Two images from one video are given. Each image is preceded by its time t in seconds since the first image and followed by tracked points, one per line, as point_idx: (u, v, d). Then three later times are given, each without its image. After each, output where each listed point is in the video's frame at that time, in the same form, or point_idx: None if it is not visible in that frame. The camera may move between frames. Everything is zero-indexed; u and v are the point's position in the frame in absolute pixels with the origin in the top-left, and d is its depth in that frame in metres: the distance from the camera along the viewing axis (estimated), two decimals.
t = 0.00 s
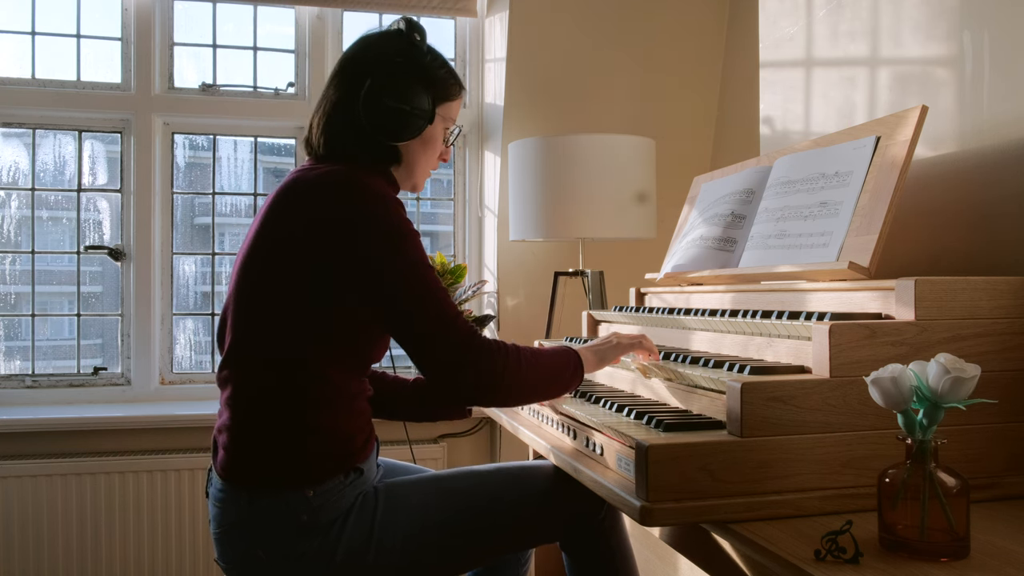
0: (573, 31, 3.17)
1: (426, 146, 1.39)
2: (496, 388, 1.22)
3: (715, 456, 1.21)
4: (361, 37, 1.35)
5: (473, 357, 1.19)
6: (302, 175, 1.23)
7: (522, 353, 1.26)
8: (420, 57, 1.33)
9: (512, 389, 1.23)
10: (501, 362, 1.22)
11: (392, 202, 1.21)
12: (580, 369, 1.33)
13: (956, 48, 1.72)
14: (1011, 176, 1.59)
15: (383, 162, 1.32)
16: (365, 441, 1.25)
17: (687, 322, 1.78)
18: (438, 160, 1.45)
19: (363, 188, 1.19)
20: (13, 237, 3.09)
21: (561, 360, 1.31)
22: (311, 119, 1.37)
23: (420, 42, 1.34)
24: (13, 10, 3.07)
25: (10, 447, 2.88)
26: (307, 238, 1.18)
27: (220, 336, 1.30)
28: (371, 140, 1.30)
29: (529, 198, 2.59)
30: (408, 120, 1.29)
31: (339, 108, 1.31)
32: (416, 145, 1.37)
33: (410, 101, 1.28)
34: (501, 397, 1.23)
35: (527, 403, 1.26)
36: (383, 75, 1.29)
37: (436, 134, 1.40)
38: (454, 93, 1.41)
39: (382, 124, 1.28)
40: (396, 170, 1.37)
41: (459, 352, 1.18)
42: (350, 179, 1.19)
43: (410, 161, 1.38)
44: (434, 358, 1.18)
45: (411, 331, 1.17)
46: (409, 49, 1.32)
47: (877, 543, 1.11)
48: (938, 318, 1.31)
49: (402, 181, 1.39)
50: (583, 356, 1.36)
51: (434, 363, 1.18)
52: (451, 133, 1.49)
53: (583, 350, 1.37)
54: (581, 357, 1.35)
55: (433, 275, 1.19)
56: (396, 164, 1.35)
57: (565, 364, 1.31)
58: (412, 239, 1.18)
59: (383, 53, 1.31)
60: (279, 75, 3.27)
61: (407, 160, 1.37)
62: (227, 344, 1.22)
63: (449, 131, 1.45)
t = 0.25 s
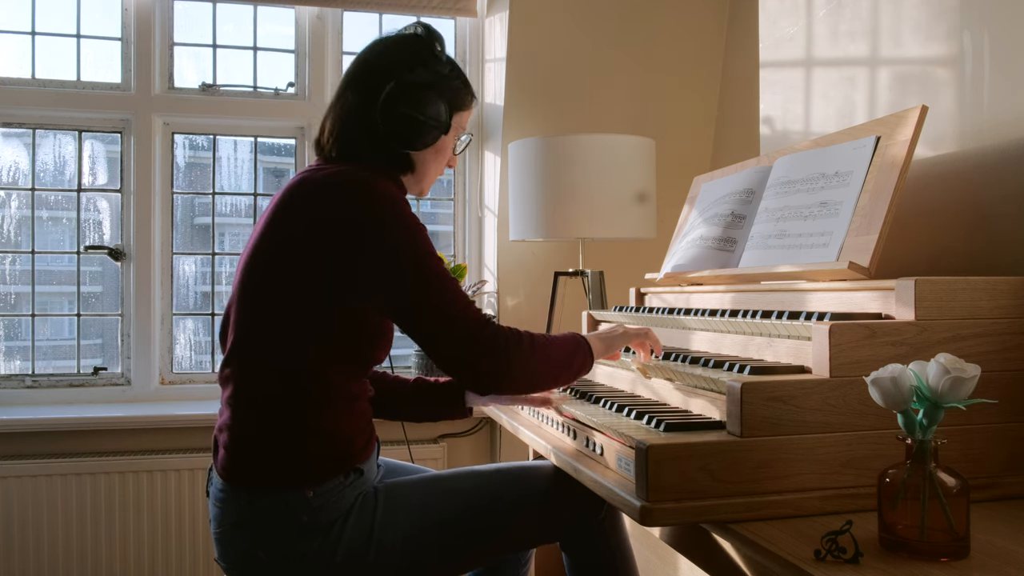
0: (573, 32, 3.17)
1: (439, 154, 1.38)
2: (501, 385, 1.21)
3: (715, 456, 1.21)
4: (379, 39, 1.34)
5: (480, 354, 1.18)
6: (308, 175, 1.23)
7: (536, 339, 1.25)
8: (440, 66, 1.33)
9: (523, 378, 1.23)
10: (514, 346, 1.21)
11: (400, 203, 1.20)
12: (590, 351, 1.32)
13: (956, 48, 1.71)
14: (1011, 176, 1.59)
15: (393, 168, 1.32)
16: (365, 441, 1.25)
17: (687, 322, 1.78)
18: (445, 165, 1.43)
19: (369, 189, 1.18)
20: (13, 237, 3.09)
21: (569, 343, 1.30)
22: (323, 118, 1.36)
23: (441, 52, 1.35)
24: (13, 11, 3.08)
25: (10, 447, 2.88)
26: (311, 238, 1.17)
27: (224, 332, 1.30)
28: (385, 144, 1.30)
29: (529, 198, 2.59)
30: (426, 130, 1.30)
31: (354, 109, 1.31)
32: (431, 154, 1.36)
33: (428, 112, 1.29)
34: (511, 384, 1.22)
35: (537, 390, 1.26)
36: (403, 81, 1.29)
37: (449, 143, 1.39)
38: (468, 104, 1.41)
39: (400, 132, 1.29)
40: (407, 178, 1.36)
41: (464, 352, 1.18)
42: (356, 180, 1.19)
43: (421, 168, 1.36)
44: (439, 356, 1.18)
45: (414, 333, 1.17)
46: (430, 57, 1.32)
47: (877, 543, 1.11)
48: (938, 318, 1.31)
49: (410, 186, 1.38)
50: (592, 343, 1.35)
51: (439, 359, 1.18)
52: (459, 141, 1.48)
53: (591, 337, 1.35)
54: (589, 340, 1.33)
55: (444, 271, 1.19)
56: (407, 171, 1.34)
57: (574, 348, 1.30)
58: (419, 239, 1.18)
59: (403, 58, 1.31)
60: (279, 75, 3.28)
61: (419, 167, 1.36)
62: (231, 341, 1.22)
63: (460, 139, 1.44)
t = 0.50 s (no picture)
0: (572, 32, 3.17)
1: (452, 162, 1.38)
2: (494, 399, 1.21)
3: (715, 456, 1.21)
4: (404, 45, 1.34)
5: (476, 368, 1.18)
6: (316, 178, 1.23)
7: (527, 354, 1.26)
8: (463, 80, 1.36)
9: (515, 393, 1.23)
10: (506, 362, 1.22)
11: (407, 209, 1.20)
12: (586, 356, 1.34)
13: (956, 48, 1.71)
14: (1011, 176, 1.59)
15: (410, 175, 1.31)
16: (367, 443, 1.25)
17: (687, 322, 1.78)
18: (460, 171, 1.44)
19: (376, 194, 1.18)
20: (13, 237, 3.09)
21: (566, 348, 1.32)
22: (341, 119, 1.34)
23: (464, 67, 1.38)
24: (13, 11, 3.08)
25: (9, 447, 2.88)
26: (317, 241, 1.18)
27: (229, 332, 1.30)
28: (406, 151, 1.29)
29: (529, 199, 2.59)
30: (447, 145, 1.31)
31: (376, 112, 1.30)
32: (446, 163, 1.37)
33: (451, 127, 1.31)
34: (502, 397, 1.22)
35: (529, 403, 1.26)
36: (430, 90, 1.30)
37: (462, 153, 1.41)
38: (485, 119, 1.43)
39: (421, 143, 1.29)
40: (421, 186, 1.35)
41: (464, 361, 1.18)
42: (363, 184, 1.19)
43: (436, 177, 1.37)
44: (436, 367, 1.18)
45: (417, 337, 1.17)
46: (451, 71, 1.34)
47: (877, 543, 1.11)
48: (938, 318, 1.31)
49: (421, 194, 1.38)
50: (586, 337, 1.37)
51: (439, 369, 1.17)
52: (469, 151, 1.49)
53: (586, 331, 1.38)
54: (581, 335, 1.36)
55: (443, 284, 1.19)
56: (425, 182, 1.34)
57: (569, 354, 1.32)
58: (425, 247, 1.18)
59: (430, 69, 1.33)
60: (279, 75, 3.28)
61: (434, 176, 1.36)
62: (235, 341, 1.22)
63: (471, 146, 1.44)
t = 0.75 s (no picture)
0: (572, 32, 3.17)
1: (461, 168, 1.39)
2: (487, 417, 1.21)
3: (715, 456, 1.21)
4: (422, 50, 1.35)
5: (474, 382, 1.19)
6: (324, 179, 1.23)
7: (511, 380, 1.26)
8: (476, 87, 1.36)
9: (506, 415, 1.23)
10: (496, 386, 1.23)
11: (414, 215, 1.20)
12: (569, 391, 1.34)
13: (956, 48, 1.71)
14: (1011, 176, 1.59)
15: (417, 179, 1.32)
16: (370, 445, 1.25)
17: (687, 322, 1.78)
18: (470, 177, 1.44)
19: (382, 198, 1.18)
20: (13, 237, 3.09)
21: (549, 377, 1.32)
22: (354, 118, 1.34)
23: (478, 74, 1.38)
24: (13, 11, 3.08)
25: (9, 447, 2.88)
26: (324, 242, 1.18)
27: (237, 329, 1.30)
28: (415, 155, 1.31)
29: (529, 199, 2.59)
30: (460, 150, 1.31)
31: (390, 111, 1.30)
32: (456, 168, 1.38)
33: (465, 133, 1.31)
34: (493, 418, 1.21)
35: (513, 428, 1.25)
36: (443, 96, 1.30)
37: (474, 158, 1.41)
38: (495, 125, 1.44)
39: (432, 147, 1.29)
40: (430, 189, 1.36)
41: (464, 373, 1.18)
42: (371, 188, 1.19)
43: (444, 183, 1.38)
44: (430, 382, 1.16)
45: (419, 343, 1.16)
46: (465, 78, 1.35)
47: (877, 543, 1.11)
48: (938, 318, 1.31)
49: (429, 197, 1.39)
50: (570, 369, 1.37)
51: (441, 382, 1.16)
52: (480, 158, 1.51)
53: (570, 363, 1.38)
54: (565, 366, 1.36)
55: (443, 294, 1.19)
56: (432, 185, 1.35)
57: (554, 381, 1.32)
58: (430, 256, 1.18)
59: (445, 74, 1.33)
60: (279, 75, 3.28)
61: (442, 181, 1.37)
62: (242, 339, 1.23)
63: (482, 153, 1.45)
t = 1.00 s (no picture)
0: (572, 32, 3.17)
1: (472, 167, 1.38)
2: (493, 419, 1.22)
3: (715, 456, 1.21)
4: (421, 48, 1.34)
5: (485, 381, 1.20)
6: (334, 179, 1.24)
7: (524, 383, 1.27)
8: (476, 79, 1.33)
9: (513, 418, 1.23)
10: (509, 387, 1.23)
11: (425, 215, 1.20)
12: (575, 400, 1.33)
13: (956, 48, 1.71)
14: (1011, 176, 1.59)
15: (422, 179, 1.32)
16: (375, 447, 1.25)
17: (687, 322, 1.78)
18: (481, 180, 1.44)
19: (393, 198, 1.18)
20: (13, 237, 3.09)
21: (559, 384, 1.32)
22: (357, 121, 1.36)
23: (478, 64, 1.33)
24: (13, 11, 3.08)
25: (9, 447, 2.88)
26: (334, 242, 1.18)
27: (243, 329, 1.30)
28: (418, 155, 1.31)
29: (529, 199, 2.59)
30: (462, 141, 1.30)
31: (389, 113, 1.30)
32: (462, 165, 1.36)
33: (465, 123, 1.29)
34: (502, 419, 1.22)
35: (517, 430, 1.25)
36: (439, 94, 1.29)
37: (483, 155, 1.39)
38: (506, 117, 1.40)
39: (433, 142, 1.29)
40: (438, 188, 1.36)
41: (474, 376, 1.18)
42: (382, 188, 1.19)
43: (453, 181, 1.37)
44: (441, 381, 1.18)
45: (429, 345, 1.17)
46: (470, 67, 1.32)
47: (877, 543, 1.11)
48: (938, 318, 1.31)
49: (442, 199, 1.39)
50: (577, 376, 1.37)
51: (450, 384, 1.18)
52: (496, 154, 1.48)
53: (577, 370, 1.38)
54: (573, 373, 1.35)
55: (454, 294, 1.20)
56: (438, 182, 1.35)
57: (563, 387, 1.32)
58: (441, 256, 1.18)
59: (440, 70, 1.30)
60: (279, 75, 3.28)
61: (450, 179, 1.36)
62: (249, 339, 1.22)
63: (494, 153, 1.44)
